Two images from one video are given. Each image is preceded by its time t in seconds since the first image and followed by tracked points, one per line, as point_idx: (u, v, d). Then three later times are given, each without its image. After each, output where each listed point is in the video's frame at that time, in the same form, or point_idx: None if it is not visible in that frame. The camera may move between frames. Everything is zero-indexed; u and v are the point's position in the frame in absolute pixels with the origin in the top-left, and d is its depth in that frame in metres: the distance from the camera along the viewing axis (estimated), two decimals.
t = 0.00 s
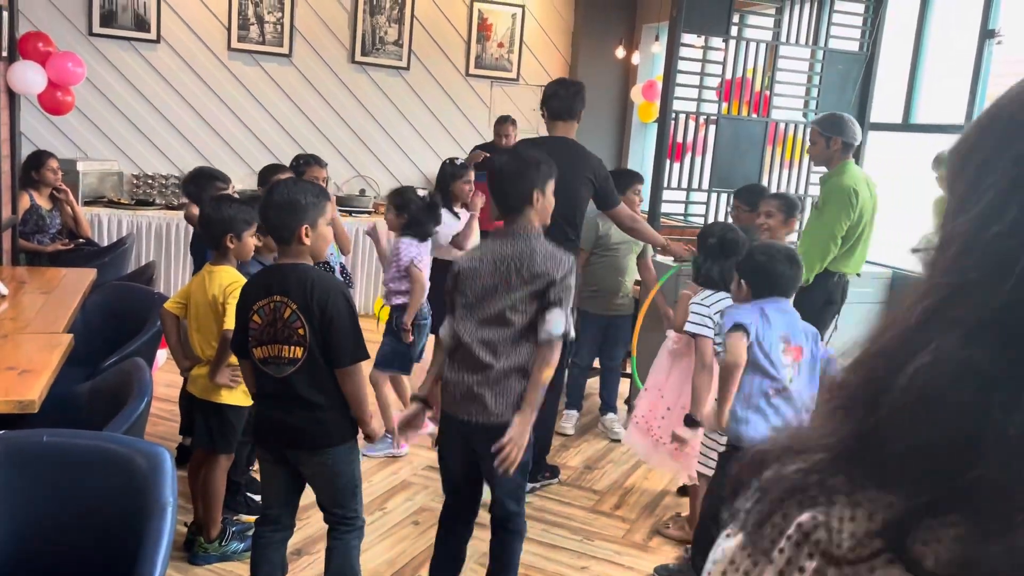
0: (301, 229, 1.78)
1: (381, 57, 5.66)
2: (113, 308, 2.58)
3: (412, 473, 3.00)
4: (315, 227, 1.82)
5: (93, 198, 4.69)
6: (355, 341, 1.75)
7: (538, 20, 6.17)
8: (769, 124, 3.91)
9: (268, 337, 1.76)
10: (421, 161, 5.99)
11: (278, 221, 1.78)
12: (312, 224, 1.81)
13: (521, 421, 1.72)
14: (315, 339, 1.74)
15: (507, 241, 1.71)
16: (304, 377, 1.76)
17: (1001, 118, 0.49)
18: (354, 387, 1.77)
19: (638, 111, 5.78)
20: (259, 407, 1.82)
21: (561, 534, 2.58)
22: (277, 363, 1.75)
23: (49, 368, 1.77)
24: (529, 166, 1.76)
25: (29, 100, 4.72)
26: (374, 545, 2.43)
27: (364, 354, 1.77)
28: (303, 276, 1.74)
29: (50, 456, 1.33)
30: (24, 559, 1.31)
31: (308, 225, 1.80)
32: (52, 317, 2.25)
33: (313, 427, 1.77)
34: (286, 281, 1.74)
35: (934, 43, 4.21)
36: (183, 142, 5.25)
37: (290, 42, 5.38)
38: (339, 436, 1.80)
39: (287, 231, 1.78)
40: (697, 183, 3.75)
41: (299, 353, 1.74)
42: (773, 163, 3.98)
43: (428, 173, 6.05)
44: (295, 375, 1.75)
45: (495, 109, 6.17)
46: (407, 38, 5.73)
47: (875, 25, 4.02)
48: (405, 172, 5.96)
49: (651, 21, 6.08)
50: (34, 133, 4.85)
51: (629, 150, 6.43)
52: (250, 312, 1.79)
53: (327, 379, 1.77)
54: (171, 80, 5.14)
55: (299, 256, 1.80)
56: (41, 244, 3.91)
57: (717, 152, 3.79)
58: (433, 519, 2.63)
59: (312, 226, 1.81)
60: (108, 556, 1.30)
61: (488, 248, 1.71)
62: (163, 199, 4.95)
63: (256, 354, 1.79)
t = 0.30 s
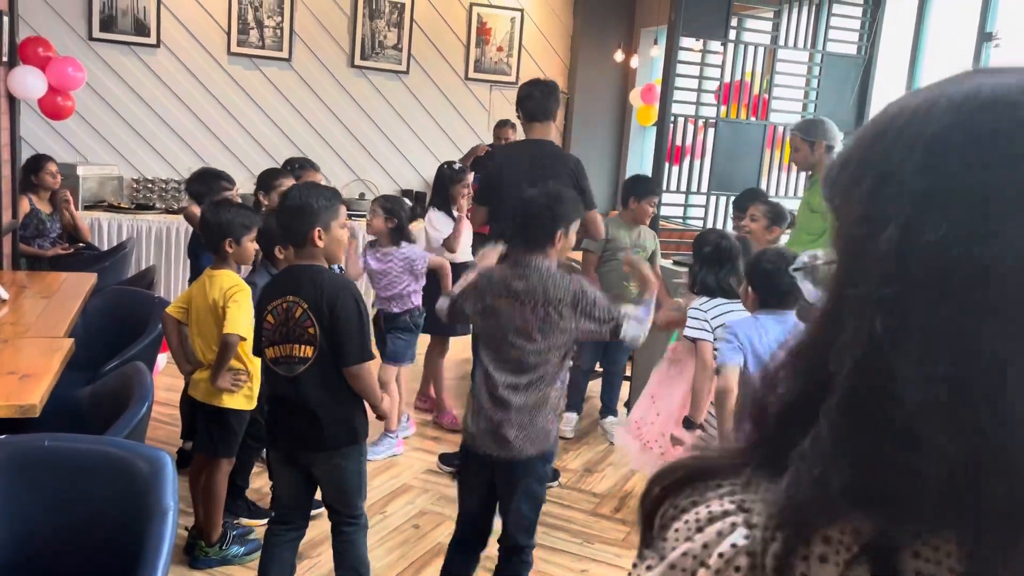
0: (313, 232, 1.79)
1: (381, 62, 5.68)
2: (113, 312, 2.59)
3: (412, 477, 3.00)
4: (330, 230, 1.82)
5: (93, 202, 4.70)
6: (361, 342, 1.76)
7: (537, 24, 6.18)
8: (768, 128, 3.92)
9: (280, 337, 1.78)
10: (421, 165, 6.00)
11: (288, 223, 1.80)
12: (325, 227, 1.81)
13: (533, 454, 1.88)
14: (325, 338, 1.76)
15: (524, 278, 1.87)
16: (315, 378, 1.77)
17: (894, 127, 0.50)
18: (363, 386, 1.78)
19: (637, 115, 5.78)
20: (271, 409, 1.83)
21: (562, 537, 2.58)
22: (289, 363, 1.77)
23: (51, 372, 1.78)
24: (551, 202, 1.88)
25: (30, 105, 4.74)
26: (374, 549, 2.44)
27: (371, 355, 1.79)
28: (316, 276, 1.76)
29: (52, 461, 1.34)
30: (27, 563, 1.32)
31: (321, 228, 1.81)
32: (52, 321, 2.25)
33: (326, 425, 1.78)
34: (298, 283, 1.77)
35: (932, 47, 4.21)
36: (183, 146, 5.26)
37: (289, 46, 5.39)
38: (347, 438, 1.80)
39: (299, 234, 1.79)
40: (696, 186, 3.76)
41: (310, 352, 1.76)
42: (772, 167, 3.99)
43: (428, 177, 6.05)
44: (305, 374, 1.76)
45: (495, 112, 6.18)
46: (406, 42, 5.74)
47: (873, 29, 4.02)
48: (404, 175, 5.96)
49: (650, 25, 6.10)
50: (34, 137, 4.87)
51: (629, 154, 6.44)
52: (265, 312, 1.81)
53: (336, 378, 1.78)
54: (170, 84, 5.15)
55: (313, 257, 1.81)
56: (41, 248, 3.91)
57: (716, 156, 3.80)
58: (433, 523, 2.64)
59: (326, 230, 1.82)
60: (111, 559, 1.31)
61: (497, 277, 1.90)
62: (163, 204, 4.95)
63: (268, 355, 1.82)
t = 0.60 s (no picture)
0: (344, 234, 1.85)
1: (375, 64, 5.68)
2: (108, 317, 2.58)
3: (409, 479, 3.00)
4: (358, 232, 1.89)
5: (87, 207, 4.69)
6: (400, 340, 1.83)
7: (532, 26, 6.18)
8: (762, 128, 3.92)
9: (314, 341, 1.83)
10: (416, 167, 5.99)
11: (320, 227, 1.85)
12: (354, 230, 1.88)
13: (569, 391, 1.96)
14: (361, 339, 1.82)
15: (582, 227, 1.85)
16: (349, 379, 1.83)
17: (797, 131, 0.62)
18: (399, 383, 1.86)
19: (631, 116, 5.79)
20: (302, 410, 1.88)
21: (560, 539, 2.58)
22: (324, 365, 1.83)
23: (47, 377, 1.77)
24: (618, 142, 1.87)
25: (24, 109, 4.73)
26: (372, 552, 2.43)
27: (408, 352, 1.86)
28: (349, 278, 1.83)
29: (49, 466, 1.33)
30: (24, 568, 1.31)
31: (351, 231, 1.87)
32: (48, 326, 2.25)
33: (367, 419, 1.85)
34: (331, 285, 1.83)
35: (925, 48, 4.22)
36: (177, 150, 5.25)
37: (284, 49, 5.38)
38: (379, 435, 1.87)
39: (330, 237, 1.85)
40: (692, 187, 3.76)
41: (346, 355, 1.82)
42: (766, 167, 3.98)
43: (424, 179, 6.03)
44: (340, 376, 1.83)
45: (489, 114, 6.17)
46: (401, 44, 5.74)
47: (866, 29, 4.03)
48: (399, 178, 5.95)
49: (644, 26, 6.10)
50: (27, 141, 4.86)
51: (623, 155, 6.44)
52: (296, 316, 1.87)
53: (370, 378, 1.84)
54: (164, 87, 5.15)
55: (342, 260, 1.87)
56: (36, 253, 3.90)
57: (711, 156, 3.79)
58: (431, 525, 2.63)
59: (355, 232, 1.89)
60: (109, 563, 1.31)
61: (553, 221, 1.87)
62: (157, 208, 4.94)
63: (301, 358, 1.87)
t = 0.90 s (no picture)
0: (347, 237, 1.88)
1: (368, 66, 5.68)
2: (103, 322, 2.58)
3: (407, 480, 3.00)
4: (362, 234, 1.90)
5: (80, 211, 4.67)
6: (411, 342, 1.85)
7: (524, 27, 6.19)
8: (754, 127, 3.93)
9: (328, 344, 1.87)
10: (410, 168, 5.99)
11: (327, 232, 1.89)
12: (355, 233, 1.89)
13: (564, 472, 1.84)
14: (370, 342, 1.85)
15: (591, 288, 1.79)
16: (360, 382, 1.86)
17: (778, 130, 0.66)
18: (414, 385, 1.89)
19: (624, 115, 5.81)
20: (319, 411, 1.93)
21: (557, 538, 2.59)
22: (336, 367, 1.87)
23: (41, 383, 1.77)
24: (611, 206, 1.86)
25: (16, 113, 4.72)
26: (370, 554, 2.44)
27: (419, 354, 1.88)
28: (358, 283, 1.84)
29: (44, 473, 1.33)
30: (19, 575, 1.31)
31: (353, 234, 1.89)
32: (43, 332, 2.24)
33: (381, 423, 1.87)
34: (338, 290, 1.85)
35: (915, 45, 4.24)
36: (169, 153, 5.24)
37: (276, 52, 5.38)
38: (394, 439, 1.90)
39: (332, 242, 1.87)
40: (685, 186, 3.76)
41: (356, 358, 1.85)
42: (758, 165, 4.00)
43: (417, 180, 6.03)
44: (352, 379, 1.86)
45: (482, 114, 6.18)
46: (393, 46, 5.75)
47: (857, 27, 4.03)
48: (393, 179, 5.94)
49: (636, 25, 6.12)
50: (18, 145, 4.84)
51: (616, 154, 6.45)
52: (311, 319, 1.89)
53: (381, 381, 1.87)
54: (156, 90, 5.14)
55: (348, 263, 1.89)
56: (29, 258, 3.89)
57: (703, 154, 3.80)
58: (429, 526, 2.63)
59: (357, 235, 1.89)
60: (106, 568, 1.30)
61: (560, 287, 1.83)
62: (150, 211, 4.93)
63: (316, 360, 1.91)
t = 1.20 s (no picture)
0: (341, 233, 1.92)
1: (359, 67, 5.66)
2: (96, 326, 2.57)
3: (402, 481, 3.00)
4: (357, 232, 1.92)
5: (71, 216, 4.65)
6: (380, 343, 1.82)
7: (515, 27, 6.18)
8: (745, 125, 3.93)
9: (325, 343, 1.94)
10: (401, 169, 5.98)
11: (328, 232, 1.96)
12: (348, 231, 1.92)
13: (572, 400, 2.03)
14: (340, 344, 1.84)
15: (613, 234, 1.93)
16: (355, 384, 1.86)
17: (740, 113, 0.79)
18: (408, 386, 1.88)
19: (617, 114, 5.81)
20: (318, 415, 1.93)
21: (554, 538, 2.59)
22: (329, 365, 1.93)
23: (35, 388, 1.76)
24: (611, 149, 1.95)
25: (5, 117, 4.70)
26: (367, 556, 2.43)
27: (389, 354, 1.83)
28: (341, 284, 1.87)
29: (39, 479, 1.32)
30: None
31: (348, 232, 1.93)
32: (37, 337, 2.24)
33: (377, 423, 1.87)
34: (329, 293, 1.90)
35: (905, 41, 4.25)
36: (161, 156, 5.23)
37: (266, 53, 5.37)
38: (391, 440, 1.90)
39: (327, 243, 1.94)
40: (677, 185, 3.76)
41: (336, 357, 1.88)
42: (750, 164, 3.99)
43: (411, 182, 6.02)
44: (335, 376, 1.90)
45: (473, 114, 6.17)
46: (384, 47, 5.74)
47: (847, 24, 4.03)
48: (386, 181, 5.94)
49: (627, 24, 6.13)
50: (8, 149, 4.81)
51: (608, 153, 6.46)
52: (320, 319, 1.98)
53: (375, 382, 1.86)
54: (147, 93, 5.13)
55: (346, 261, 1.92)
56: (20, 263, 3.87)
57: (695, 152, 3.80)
58: (425, 527, 2.63)
59: (352, 234, 1.92)
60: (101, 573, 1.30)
61: (583, 237, 1.91)
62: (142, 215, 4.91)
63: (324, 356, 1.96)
